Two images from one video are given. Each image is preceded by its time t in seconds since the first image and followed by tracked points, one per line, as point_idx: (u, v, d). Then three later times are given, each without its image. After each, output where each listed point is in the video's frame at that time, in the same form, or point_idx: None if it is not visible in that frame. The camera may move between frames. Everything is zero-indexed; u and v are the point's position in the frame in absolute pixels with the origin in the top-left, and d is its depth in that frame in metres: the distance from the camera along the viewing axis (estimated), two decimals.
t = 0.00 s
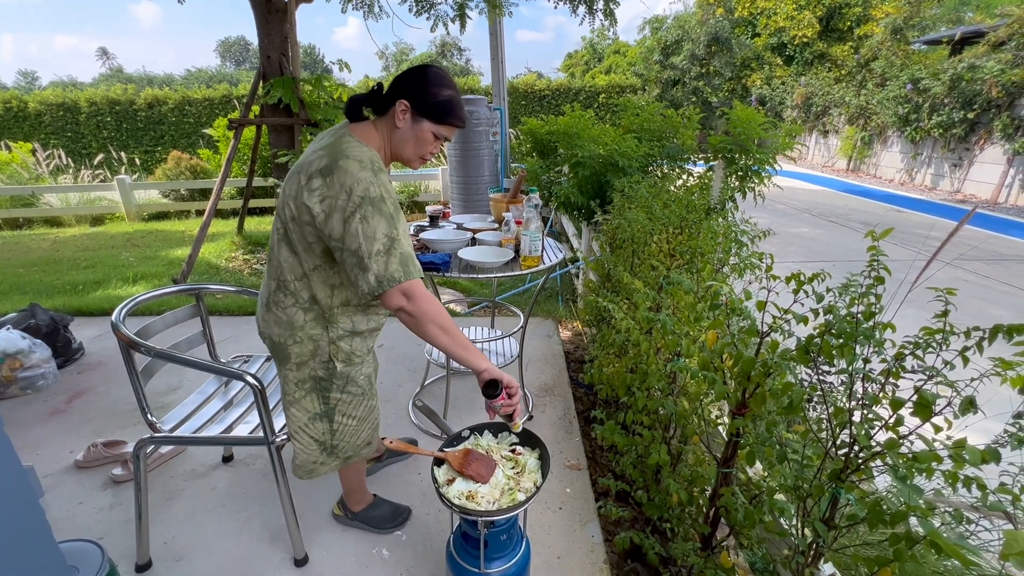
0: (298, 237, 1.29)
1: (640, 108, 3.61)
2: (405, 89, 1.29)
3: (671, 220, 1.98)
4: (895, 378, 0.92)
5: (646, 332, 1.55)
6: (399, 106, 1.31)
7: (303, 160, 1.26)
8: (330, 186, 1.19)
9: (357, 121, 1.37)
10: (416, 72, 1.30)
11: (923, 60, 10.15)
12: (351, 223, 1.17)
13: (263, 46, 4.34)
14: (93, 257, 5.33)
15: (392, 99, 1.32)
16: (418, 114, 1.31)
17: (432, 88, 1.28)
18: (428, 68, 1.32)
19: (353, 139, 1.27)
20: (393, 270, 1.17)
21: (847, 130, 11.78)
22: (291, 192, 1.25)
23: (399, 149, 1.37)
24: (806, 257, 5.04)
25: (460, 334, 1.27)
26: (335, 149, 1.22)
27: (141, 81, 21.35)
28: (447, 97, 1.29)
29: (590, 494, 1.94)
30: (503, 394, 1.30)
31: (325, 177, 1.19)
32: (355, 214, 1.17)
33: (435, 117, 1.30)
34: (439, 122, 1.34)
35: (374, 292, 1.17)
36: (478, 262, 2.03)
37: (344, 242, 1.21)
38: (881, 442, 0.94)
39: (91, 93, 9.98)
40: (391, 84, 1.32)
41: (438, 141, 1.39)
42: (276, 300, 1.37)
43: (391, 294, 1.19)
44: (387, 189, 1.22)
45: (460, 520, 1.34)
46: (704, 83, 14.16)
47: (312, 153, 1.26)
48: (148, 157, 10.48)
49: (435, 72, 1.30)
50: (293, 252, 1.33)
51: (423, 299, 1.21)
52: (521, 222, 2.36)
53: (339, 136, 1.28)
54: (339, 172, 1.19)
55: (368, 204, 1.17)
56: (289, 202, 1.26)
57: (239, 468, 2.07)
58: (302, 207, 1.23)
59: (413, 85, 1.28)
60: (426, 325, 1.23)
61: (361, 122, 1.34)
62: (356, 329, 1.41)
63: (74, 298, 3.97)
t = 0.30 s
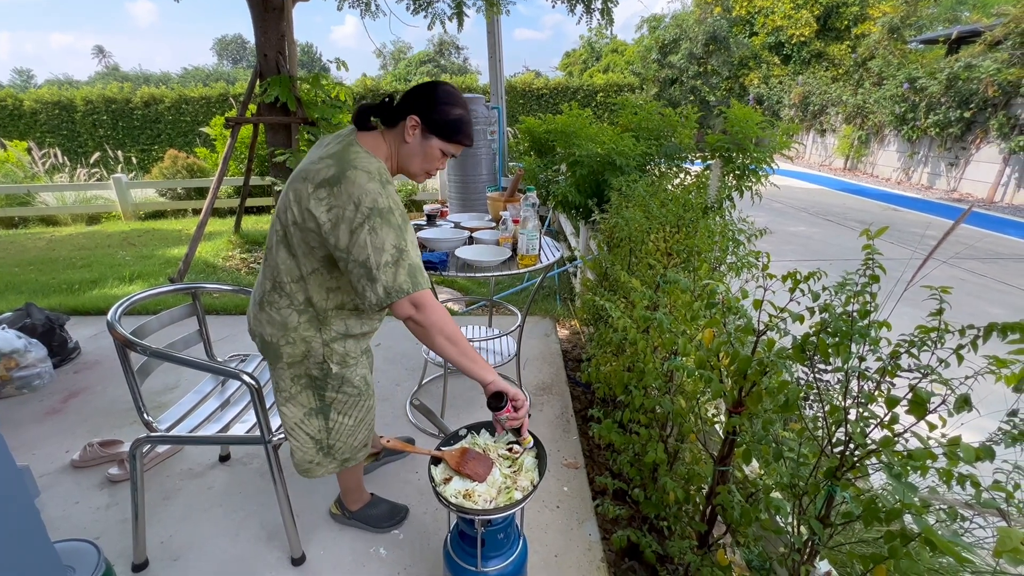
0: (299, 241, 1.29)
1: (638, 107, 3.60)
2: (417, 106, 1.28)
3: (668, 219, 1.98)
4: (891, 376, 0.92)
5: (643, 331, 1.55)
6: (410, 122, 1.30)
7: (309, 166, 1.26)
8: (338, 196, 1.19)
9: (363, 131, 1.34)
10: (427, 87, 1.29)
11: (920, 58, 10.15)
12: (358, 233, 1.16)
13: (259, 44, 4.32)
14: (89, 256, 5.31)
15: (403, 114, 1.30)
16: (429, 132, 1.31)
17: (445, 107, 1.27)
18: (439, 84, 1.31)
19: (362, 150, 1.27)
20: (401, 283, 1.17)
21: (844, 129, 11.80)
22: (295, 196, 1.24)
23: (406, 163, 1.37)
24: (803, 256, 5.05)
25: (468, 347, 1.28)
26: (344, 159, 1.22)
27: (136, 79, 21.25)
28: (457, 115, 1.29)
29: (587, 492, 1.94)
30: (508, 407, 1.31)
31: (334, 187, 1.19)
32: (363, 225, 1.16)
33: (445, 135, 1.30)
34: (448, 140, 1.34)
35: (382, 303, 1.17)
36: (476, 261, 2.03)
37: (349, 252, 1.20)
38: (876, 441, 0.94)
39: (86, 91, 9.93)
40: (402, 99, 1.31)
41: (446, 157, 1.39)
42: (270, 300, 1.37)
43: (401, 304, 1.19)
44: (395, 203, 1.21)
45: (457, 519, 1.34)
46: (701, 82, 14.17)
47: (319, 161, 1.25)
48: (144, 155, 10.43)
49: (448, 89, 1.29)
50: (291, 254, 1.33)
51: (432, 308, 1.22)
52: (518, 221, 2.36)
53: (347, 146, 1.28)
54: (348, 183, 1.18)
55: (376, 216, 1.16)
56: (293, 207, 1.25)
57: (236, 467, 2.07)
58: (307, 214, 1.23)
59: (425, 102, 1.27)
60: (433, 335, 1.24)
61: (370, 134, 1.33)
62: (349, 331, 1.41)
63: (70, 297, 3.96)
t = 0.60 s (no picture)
0: (297, 241, 1.29)
1: (636, 106, 3.60)
2: (421, 113, 1.29)
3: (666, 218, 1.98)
4: (887, 373, 0.92)
5: (641, 330, 1.55)
6: (413, 128, 1.30)
7: (310, 168, 1.26)
8: (338, 199, 1.19)
9: (367, 135, 1.34)
10: (432, 95, 1.30)
11: (918, 57, 10.16)
12: (355, 237, 1.16)
13: (257, 42, 4.31)
14: (87, 255, 5.30)
15: (407, 120, 1.31)
16: (432, 139, 1.31)
17: (448, 114, 1.28)
18: (444, 92, 1.32)
19: (364, 154, 1.27)
20: (392, 288, 1.15)
21: (843, 128, 11.82)
22: (295, 197, 1.24)
23: (408, 169, 1.37)
24: (800, 255, 5.06)
25: (455, 356, 1.22)
26: (345, 163, 1.22)
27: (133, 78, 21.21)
28: (460, 124, 1.29)
29: (585, 490, 1.95)
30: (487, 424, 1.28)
31: (334, 190, 1.19)
32: (360, 229, 1.16)
33: (447, 142, 1.30)
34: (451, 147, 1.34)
35: (371, 307, 1.15)
36: (474, 260, 2.04)
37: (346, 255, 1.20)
38: (872, 438, 0.95)
39: (84, 89, 9.91)
40: (406, 105, 1.32)
41: (447, 165, 1.38)
42: (266, 299, 1.37)
43: (389, 310, 1.18)
44: (393, 207, 1.21)
45: (455, 517, 1.35)
46: (700, 81, 14.18)
47: (321, 163, 1.25)
48: (142, 154, 10.41)
49: (452, 97, 1.30)
50: (289, 255, 1.32)
51: (421, 316, 1.19)
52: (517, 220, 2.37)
53: (350, 149, 1.28)
54: (348, 187, 1.18)
55: (373, 221, 1.16)
56: (292, 208, 1.25)
57: (234, 466, 2.07)
58: (306, 216, 1.23)
59: (430, 109, 1.28)
60: (420, 342, 1.20)
61: (373, 138, 1.33)
62: (345, 333, 1.41)
63: (67, 296, 3.95)
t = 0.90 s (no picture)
0: (296, 236, 1.29)
1: (636, 104, 3.59)
2: (422, 106, 1.28)
3: (667, 216, 1.98)
4: (888, 372, 0.92)
5: (641, 330, 1.55)
6: (413, 121, 1.30)
7: (310, 162, 1.26)
8: (333, 190, 1.18)
9: (366, 130, 1.33)
10: (432, 90, 1.30)
11: (918, 56, 10.14)
12: (344, 228, 1.15)
13: (257, 41, 4.30)
14: (86, 254, 5.29)
15: (407, 114, 1.30)
16: (432, 132, 1.30)
17: (448, 108, 1.28)
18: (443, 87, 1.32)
19: (362, 147, 1.27)
20: (366, 281, 1.11)
21: (842, 127, 11.82)
22: (295, 190, 1.25)
23: (408, 163, 1.36)
24: (800, 254, 5.06)
25: (414, 357, 1.15)
26: (342, 155, 1.22)
27: (132, 78, 21.22)
28: (460, 118, 1.29)
29: (584, 489, 1.95)
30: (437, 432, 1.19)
31: (330, 181, 1.19)
32: (349, 219, 1.15)
33: (447, 136, 1.30)
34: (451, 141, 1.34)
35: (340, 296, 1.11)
36: (474, 259, 2.03)
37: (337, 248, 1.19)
38: (873, 437, 0.94)
39: (83, 88, 9.90)
40: (406, 99, 1.31)
41: (447, 159, 1.38)
42: (267, 296, 1.37)
43: (351, 305, 1.13)
44: (386, 200, 1.19)
45: (456, 516, 1.34)
46: (699, 80, 14.17)
47: (320, 156, 1.26)
48: (141, 153, 10.39)
49: (453, 90, 1.30)
50: (289, 251, 1.32)
51: (382, 313, 1.12)
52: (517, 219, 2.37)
53: (348, 143, 1.28)
54: (343, 177, 1.18)
55: (363, 212, 1.15)
56: (292, 201, 1.25)
57: (234, 465, 2.07)
58: (305, 209, 1.23)
59: (430, 102, 1.28)
60: (379, 340, 1.13)
61: (373, 133, 1.32)
62: (345, 331, 1.41)
63: (66, 296, 3.94)
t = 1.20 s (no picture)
0: (292, 235, 1.28)
1: (636, 103, 3.59)
2: (414, 100, 1.28)
3: (666, 216, 1.98)
4: (886, 371, 0.92)
5: (640, 330, 1.55)
6: (406, 117, 1.30)
7: (304, 159, 1.26)
8: (327, 187, 1.18)
9: (360, 126, 1.33)
10: (424, 84, 1.29)
11: (918, 55, 10.14)
12: (340, 226, 1.15)
13: (256, 41, 4.30)
14: (86, 254, 5.29)
15: (399, 109, 1.30)
16: (426, 126, 1.30)
17: (441, 101, 1.27)
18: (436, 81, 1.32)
19: (355, 144, 1.26)
20: (365, 279, 1.11)
21: (842, 126, 11.82)
22: (290, 188, 1.24)
23: (402, 158, 1.36)
24: (800, 253, 5.06)
25: (416, 351, 1.16)
26: (336, 152, 1.22)
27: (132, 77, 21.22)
28: (454, 112, 1.29)
29: (584, 489, 1.94)
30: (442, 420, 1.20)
31: (323, 179, 1.19)
32: (345, 218, 1.15)
33: (441, 130, 1.30)
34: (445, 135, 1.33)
35: (339, 296, 1.11)
36: (473, 258, 2.03)
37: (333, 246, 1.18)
38: (872, 437, 0.94)
39: (83, 87, 9.90)
40: (399, 94, 1.31)
41: (442, 153, 1.38)
42: (265, 296, 1.37)
43: (348, 305, 1.13)
44: (380, 196, 1.19)
45: (454, 516, 1.34)
46: (699, 79, 14.16)
47: (314, 154, 1.25)
48: (141, 152, 10.39)
49: (445, 83, 1.30)
50: (286, 249, 1.32)
51: (378, 311, 1.13)
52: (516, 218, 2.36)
53: (341, 140, 1.27)
54: (336, 175, 1.18)
55: (358, 209, 1.14)
56: (286, 199, 1.25)
57: (233, 465, 2.07)
58: (300, 207, 1.23)
59: (422, 96, 1.28)
60: (378, 338, 1.14)
61: (366, 129, 1.32)
62: (344, 330, 1.40)
63: (66, 295, 3.94)
